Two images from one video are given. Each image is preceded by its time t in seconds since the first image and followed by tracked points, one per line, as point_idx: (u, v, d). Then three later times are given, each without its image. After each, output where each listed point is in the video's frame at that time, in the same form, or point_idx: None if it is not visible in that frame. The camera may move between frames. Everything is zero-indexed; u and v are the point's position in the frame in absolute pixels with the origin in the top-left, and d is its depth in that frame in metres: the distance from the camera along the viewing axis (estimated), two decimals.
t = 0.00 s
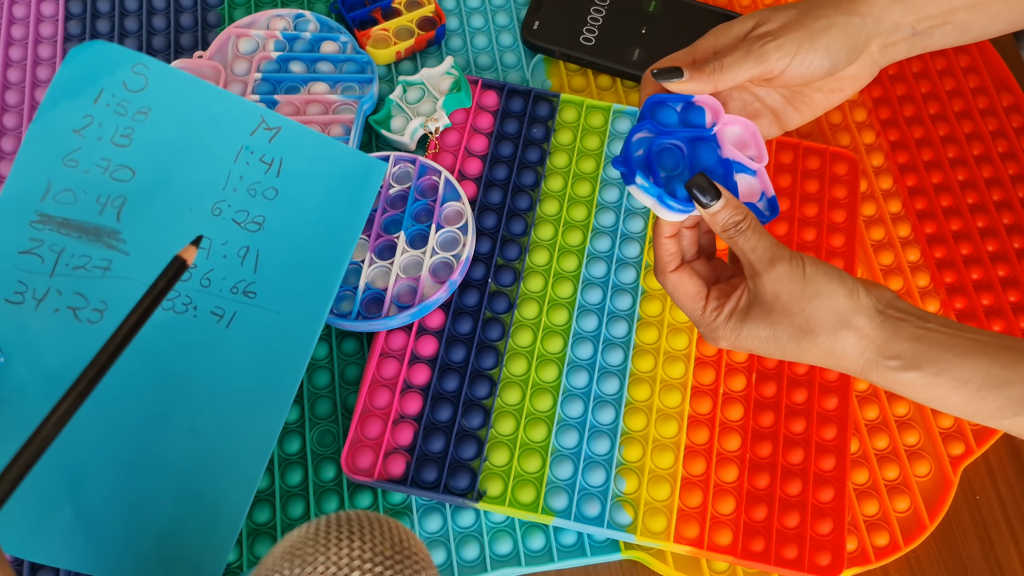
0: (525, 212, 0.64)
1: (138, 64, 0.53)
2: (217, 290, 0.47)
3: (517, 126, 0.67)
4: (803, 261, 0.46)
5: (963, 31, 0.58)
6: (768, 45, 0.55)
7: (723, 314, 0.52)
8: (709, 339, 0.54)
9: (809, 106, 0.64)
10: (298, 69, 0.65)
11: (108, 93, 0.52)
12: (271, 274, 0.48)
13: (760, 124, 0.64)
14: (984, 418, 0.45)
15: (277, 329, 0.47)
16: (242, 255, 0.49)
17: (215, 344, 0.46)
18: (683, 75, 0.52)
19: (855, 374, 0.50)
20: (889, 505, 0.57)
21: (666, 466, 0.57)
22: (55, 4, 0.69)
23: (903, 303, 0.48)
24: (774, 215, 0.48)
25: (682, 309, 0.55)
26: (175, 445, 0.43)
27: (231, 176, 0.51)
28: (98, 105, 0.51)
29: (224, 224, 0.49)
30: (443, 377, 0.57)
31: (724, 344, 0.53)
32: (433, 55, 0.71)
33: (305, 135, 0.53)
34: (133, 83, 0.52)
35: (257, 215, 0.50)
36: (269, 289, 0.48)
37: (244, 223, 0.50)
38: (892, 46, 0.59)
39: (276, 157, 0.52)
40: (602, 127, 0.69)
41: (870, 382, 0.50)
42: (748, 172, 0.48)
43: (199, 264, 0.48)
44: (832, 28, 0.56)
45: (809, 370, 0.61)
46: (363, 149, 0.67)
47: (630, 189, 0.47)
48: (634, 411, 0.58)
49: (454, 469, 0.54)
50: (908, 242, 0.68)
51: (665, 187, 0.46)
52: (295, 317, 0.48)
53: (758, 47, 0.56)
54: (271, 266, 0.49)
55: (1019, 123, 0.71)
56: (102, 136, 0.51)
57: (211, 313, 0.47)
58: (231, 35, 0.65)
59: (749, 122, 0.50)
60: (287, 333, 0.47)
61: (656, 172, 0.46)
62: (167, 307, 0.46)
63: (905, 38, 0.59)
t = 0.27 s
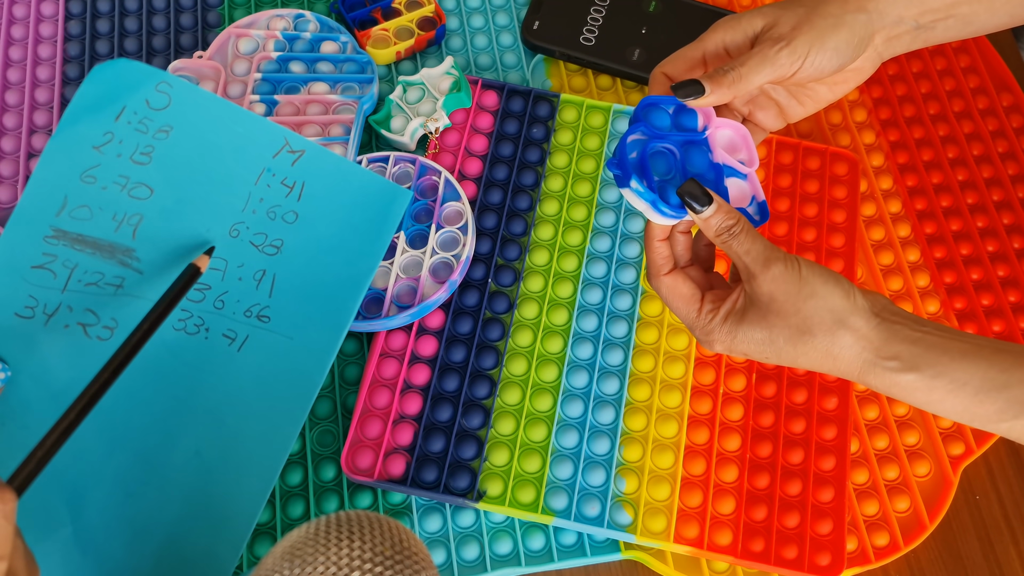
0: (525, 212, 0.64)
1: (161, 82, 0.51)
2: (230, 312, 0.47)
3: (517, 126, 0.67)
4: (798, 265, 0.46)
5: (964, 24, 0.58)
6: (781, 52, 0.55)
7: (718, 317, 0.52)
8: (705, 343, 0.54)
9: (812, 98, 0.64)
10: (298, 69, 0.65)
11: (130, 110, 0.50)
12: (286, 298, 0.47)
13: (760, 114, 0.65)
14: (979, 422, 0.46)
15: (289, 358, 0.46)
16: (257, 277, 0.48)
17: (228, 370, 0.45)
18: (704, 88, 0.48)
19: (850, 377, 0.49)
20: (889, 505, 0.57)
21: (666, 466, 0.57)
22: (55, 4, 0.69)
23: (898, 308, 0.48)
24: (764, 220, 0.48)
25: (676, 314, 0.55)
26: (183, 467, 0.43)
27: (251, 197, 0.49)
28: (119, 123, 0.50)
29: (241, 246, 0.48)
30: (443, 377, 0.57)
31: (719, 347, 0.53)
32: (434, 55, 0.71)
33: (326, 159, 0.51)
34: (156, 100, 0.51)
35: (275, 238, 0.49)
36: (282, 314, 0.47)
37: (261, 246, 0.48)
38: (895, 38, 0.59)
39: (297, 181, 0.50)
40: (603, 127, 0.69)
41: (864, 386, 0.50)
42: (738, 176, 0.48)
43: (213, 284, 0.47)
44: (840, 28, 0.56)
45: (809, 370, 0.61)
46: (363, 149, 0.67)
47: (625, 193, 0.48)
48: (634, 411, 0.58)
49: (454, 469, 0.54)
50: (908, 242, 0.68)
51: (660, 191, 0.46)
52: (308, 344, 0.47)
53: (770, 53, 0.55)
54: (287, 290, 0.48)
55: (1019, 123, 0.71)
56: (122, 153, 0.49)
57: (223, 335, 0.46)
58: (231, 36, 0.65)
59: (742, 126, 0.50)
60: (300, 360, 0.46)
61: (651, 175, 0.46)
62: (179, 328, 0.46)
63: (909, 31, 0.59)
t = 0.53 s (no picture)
0: (525, 212, 0.64)
1: (168, 93, 0.53)
2: (232, 319, 0.47)
3: (517, 126, 0.67)
4: (803, 261, 0.46)
5: (963, 22, 0.58)
6: (771, 57, 0.55)
7: (722, 313, 0.51)
8: (708, 340, 0.54)
9: (809, 90, 0.65)
10: (298, 69, 0.65)
11: (136, 120, 0.52)
12: (287, 306, 0.48)
13: (757, 100, 0.64)
14: (983, 420, 0.46)
15: (290, 365, 0.46)
16: (261, 285, 0.48)
17: (229, 378, 0.45)
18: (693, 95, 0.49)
19: (854, 377, 0.49)
20: (889, 505, 0.57)
21: (666, 466, 0.57)
22: (55, 4, 0.69)
23: (901, 310, 0.48)
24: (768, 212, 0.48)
25: (680, 311, 0.55)
26: (183, 474, 0.43)
27: (256, 206, 0.50)
28: (125, 131, 0.52)
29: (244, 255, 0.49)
30: (443, 377, 0.57)
31: (723, 344, 0.53)
32: (433, 55, 0.71)
33: (332, 170, 0.52)
34: (163, 110, 0.52)
35: (279, 247, 0.49)
36: (283, 321, 0.47)
37: (264, 254, 0.49)
38: (892, 36, 0.59)
39: (302, 191, 0.51)
40: (603, 127, 0.69)
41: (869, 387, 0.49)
42: (737, 173, 0.48)
43: (215, 291, 0.47)
44: (831, 32, 0.56)
45: (809, 370, 0.61)
46: (363, 149, 0.67)
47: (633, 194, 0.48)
48: (634, 411, 0.58)
49: (454, 469, 0.54)
50: (908, 242, 0.68)
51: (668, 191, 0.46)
52: (309, 352, 0.46)
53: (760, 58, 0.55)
54: (289, 298, 0.48)
55: (1019, 123, 0.71)
56: (127, 161, 0.50)
57: (224, 342, 0.46)
58: (231, 36, 0.65)
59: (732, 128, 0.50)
60: (301, 368, 0.46)
61: (659, 176, 0.47)
62: (182, 334, 0.46)
63: (907, 29, 0.59)
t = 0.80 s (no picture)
0: (525, 212, 0.64)
1: (169, 87, 0.52)
2: (233, 315, 0.46)
3: (517, 126, 0.67)
4: (811, 251, 0.45)
5: (962, 24, 0.58)
6: (771, 52, 0.55)
7: (729, 301, 0.52)
8: (714, 325, 0.54)
9: (811, 101, 0.64)
10: (298, 69, 0.65)
11: (137, 113, 0.51)
12: (288, 302, 0.47)
13: (761, 116, 0.64)
14: (987, 410, 0.46)
15: (291, 362, 0.46)
16: (261, 281, 0.48)
17: (230, 375, 0.45)
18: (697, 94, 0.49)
19: (860, 365, 0.49)
20: (889, 505, 0.57)
21: (666, 466, 0.57)
22: (55, 4, 0.69)
23: (907, 299, 0.48)
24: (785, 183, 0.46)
25: (685, 301, 0.55)
26: (183, 472, 0.43)
27: (256, 202, 0.50)
28: (125, 126, 0.51)
29: (245, 250, 0.48)
30: (443, 377, 0.57)
31: (729, 330, 0.53)
32: (434, 55, 0.71)
33: (332, 166, 0.52)
34: (164, 104, 0.52)
35: (280, 242, 0.49)
36: (284, 317, 0.47)
37: (265, 249, 0.49)
38: (891, 37, 0.59)
39: (302, 186, 0.51)
40: (603, 127, 0.69)
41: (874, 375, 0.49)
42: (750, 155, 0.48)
43: (216, 287, 0.47)
44: (829, 27, 0.56)
45: (809, 370, 0.61)
46: (363, 149, 0.67)
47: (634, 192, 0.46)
48: (634, 411, 0.58)
49: (454, 469, 0.54)
50: (908, 242, 0.68)
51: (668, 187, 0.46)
52: (310, 348, 0.46)
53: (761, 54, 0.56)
54: (290, 294, 0.47)
55: (1019, 123, 0.71)
56: (129, 156, 0.50)
57: (225, 337, 0.46)
58: (231, 35, 0.65)
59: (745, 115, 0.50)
60: (302, 364, 0.46)
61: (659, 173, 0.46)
62: (183, 330, 0.46)
63: (904, 30, 0.59)
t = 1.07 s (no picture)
0: (525, 212, 0.64)
1: (138, 58, 0.46)
2: (213, 290, 0.42)
3: (517, 126, 0.67)
4: (806, 262, 0.45)
5: (963, 27, 0.58)
6: (773, 43, 0.55)
7: (724, 310, 0.51)
8: (707, 331, 0.53)
9: (811, 100, 0.64)
10: (298, 69, 0.64)
11: (106, 86, 0.45)
12: (270, 276, 0.43)
13: (756, 115, 0.65)
14: (982, 417, 0.46)
15: (276, 338, 0.42)
16: (239, 254, 0.43)
17: (214, 354, 0.41)
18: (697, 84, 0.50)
19: (856, 373, 0.49)
20: (889, 505, 0.57)
21: (666, 466, 0.57)
22: (55, 3, 0.69)
23: (902, 306, 0.48)
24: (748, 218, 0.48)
25: (679, 307, 0.54)
26: (174, 455, 0.40)
27: (232, 173, 0.45)
28: (96, 100, 0.45)
29: (223, 224, 0.44)
30: (443, 377, 0.57)
31: (723, 337, 0.52)
32: (433, 55, 0.71)
33: (312, 134, 0.47)
34: (134, 76, 0.46)
35: (258, 214, 0.44)
36: (268, 292, 0.43)
37: (243, 222, 0.44)
38: (892, 38, 0.59)
39: (279, 156, 0.46)
40: (602, 127, 0.69)
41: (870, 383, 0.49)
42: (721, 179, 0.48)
43: (194, 261, 0.43)
44: (833, 20, 0.56)
45: (809, 370, 0.61)
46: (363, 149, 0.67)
47: (614, 181, 0.45)
48: (634, 411, 0.58)
49: (454, 469, 0.54)
50: (908, 242, 0.68)
51: (649, 186, 0.45)
52: (295, 323, 0.43)
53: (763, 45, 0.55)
54: (272, 268, 0.44)
55: (1019, 123, 0.71)
56: (101, 131, 0.44)
57: (206, 313, 0.42)
58: (231, 35, 0.65)
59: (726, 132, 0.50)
60: (289, 340, 0.42)
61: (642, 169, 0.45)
62: (162, 307, 0.42)
63: (906, 31, 0.59)
